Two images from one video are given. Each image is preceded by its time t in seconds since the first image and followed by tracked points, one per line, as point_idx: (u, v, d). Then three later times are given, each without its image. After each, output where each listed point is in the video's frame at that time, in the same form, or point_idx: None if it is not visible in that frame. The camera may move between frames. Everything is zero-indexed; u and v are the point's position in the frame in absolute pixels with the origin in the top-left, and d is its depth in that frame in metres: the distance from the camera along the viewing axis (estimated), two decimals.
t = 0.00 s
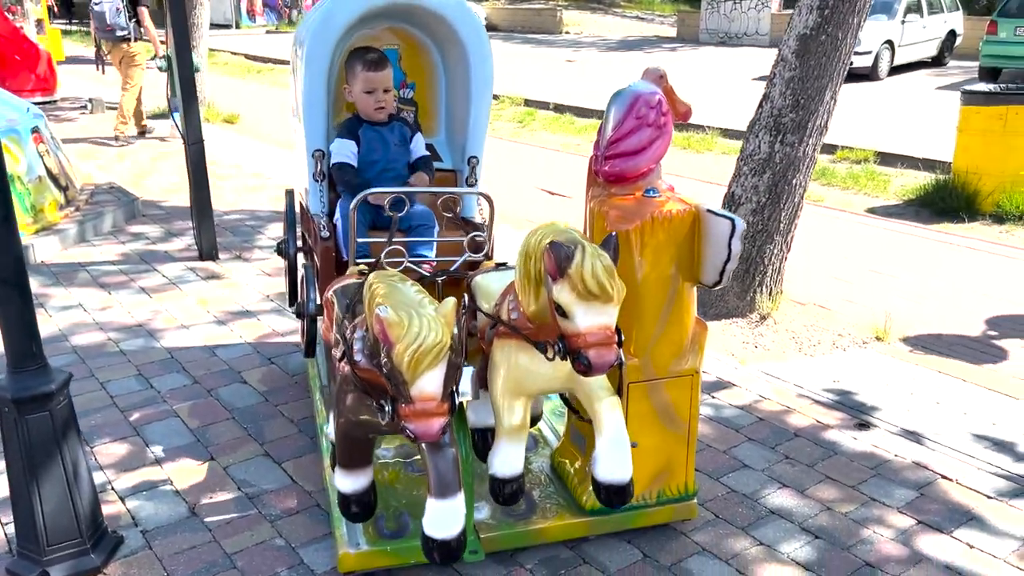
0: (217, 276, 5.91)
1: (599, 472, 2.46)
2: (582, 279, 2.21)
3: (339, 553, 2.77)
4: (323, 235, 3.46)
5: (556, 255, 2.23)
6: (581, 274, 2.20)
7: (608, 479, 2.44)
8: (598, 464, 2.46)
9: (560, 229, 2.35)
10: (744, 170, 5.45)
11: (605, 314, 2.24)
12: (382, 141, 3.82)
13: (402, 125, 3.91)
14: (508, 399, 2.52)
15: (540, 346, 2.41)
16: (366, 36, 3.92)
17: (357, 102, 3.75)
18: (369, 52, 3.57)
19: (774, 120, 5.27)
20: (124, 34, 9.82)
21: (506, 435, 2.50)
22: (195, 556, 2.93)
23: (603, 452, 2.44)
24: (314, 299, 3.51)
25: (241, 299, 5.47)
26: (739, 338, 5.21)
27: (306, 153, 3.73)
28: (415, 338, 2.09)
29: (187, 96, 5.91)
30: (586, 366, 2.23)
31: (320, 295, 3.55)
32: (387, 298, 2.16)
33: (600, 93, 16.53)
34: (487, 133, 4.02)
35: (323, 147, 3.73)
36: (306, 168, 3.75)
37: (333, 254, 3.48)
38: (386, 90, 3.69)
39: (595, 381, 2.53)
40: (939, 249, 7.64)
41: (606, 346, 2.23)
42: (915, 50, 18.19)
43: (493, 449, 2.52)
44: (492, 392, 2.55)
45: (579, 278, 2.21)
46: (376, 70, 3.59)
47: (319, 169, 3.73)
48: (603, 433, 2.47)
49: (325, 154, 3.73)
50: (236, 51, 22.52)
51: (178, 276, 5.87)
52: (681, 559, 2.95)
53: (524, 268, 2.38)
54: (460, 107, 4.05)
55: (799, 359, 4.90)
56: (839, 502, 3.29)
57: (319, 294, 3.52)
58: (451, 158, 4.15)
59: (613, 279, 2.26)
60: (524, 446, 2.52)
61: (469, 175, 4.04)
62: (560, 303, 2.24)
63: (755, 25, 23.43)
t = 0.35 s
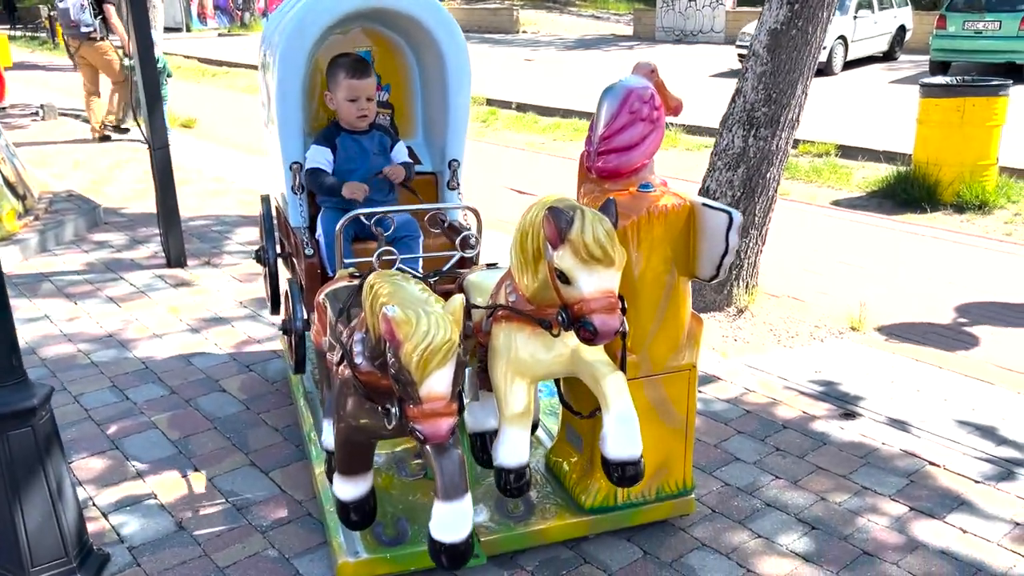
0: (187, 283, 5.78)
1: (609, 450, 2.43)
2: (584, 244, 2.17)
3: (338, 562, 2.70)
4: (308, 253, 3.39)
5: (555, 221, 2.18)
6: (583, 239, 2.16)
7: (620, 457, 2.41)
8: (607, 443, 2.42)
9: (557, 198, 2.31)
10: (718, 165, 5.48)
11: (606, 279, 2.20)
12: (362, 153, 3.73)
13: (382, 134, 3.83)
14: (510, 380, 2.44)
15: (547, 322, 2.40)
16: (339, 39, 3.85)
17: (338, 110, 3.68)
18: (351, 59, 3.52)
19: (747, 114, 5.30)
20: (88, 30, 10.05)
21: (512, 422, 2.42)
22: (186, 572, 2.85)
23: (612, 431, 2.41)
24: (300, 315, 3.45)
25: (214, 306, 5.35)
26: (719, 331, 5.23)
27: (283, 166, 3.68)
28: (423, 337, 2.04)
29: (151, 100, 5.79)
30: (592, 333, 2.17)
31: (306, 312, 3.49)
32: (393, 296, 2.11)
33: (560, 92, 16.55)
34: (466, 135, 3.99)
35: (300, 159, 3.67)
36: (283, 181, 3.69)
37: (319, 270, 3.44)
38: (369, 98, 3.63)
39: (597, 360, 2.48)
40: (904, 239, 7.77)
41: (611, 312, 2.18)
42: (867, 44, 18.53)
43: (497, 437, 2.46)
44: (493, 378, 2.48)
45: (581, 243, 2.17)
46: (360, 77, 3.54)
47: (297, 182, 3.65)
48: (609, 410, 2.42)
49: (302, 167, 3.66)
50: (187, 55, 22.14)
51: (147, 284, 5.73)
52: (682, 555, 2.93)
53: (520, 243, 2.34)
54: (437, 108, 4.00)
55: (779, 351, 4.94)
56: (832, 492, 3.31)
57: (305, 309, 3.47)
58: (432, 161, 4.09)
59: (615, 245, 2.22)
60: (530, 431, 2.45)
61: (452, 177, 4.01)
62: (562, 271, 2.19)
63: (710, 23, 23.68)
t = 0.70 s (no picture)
0: (159, 290, 5.62)
1: (611, 483, 2.37)
2: (602, 294, 2.04)
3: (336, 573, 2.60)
4: (291, 260, 3.30)
5: (574, 268, 2.05)
6: (602, 289, 2.04)
7: (621, 490, 2.36)
8: (610, 475, 2.37)
9: (571, 238, 2.17)
10: (697, 159, 5.47)
11: (623, 329, 2.09)
12: (337, 148, 3.62)
13: (357, 131, 3.72)
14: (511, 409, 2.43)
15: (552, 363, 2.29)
16: (303, 36, 3.76)
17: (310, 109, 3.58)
18: (321, 56, 3.43)
19: (726, 107, 5.29)
20: (77, 44, 9.70)
21: (512, 449, 2.42)
22: None
23: (616, 464, 2.35)
24: (289, 322, 3.44)
25: (188, 313, 5.21)
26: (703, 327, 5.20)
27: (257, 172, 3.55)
28: (415, 262, 1.92)
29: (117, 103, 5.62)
30: (603, 382, 2.08)
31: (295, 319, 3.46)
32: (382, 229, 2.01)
33: (528, 91, 16.49)
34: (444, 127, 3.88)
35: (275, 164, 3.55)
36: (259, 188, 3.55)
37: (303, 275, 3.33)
38: (342, 95, 3.53)
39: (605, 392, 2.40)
40: (877, 230, 7.83)
41: (625, 361, 2.08)
42: (829, 39, 18.73)
43: (496, 463, 2.47)
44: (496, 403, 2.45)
45: (600, 293, 2.04)
46: (331, 74, 3.44)
47: (274, 186, 3.51)
48: (616, 443, 2.37)
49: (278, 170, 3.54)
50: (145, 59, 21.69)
51: (117, 292, 5.56)
52: (685, 554, 2.88)
53: (530, 273, 2.22)
54: (411, 101, 3.88)
55: (764, 345, 4.92)
56: (830, 484, 3.29)
57: (292, 316, 3.43)
58: (409, 153, 3.95)
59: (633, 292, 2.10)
60: (528, 458, 2.45)
61: (432, 170, 3.89)
62: (577, 318, 2.07)
63: (673, 20, 23.79)
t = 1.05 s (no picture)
0: (139, 298, 5.48)
1: (626, 506, 2.25)
2: (630, 328, 1.98)
3: None
4: (285, 255, 3.20)
5: (601, 302, 1.98)
6: (630, 324, 1.97)
7: (637, 513, 2.23)
8: (626, 496, 2.24)
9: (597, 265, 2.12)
10: (686, 156, 5.43)
11: (650, 362, 2.03)
12: (326, 143, 3.54)
13: (346, 125, 3.64)
14: (524, 428, 2.36)
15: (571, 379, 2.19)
16: (283, 32, 3.66)
17: (298, 102, 3.49)
18: (314, 49, 3.33)
19: (715, 104, 5.25)
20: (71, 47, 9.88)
21: (524, 468, 2.36)
22: None
23: (633, 486, 2.23)
24: (285, 319, 3.32)
25: (171, 321, 5.08)
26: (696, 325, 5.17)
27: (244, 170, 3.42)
28: (441, 298, 1.80)
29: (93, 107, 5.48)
30: (628, 416, 2.03)
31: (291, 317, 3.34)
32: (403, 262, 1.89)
33: (502, 89, 16.41)
34: (431, 117, 3.80)
35: (262, 159, 3.42)
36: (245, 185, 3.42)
37: (298, 272, 3.21)
38: (331, 89, 3.45)
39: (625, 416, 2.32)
40: (859, 224, 7.86)
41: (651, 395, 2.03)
42: (800, 35, 18.85)
43: (508, 481, 2.41)
44: (509, 421, 2.39)
45: (627, 327, 1.98)
46: (323, 66, 3.36)
47: (262, 184, 3.39)
48: (633, 466, 2.26)
49: (266, 166, 3.42)
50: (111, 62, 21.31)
51: (97, 301, 5.41)
52: (699, 559, 2.83)
53: (550, 298, 2.16)
54: (397, 93, 3.80)
55: (759, 341, 4.89)
56: (839, 483, 3.26)
57: (289, 315, 3.33)
58: (397, 146, 3.87)
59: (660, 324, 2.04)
60: (540, 478, 2.40)
61: (423, 160, 3.81)
62: (602, 351, 2.02)
63: (644, 17, 23.82)
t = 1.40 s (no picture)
0: (120, 304, 5.37)
1: (641, 489, 2.28)
2: (636, 293, 1.97)
3: None
4: (275, 244, 3.11)
5: (606, 267, 1.97)
6: (636, 288, 1.96)
7: (653, 496, 2.26)
8: (641, 479, 2.27)
9: (597, 236, 2.10)
10: (672, 152, 5.43)
11: (657, 328, 2.02)
12: (319, 137, 3.47)
13: (337, 116, 3.58)
14: (531, 414, 2.34)
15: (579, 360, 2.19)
16: (281, 30, 3.57)
17: (288, 96, 3.42)
18: (306, 44, 3.25)
19: (699, 100, 5.25)
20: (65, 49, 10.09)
21: (536, 457, 2.32)
22: None
23: (648, 467, 2.26)
24: (269, 311, 3.19)
25: (154, 327, 4.98)
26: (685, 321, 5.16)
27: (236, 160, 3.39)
28: (463, 341, 1.79)
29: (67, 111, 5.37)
30: (640, 385, 2.01)
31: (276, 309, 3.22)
32: (421, 299, 1.86)
33: (477, 88, 16.35)
34: (428, 119, 3.74)
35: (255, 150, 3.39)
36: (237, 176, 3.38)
37: (287, 262, 3.13)
38: (322, 84, 3.39)
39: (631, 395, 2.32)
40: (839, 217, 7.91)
41: (660, 363, 2.02)
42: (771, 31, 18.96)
43: (518, 474, 2.35)
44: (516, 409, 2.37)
45: (633, 292, 1.97)
46: (314, 61, 3.28)
47: (254, 174, 3.36)
48: (645, 448, 2.28)
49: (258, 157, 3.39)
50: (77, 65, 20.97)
51: (76, 309, 5.30)
52: (704, 556, 2.81)
53: (552, 276, 2.15)
54: (394, 90, 3.75)
55: (749, 336, 4.89)
56: (838, 477, 3.26)
57: (275, 307, 3.21)
58: (392, 149, 3.83)
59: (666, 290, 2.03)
60: (552, 467, 2.35)
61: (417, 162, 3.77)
62: (610, 319, 2.00)
63: (616, 14, 23.83)
